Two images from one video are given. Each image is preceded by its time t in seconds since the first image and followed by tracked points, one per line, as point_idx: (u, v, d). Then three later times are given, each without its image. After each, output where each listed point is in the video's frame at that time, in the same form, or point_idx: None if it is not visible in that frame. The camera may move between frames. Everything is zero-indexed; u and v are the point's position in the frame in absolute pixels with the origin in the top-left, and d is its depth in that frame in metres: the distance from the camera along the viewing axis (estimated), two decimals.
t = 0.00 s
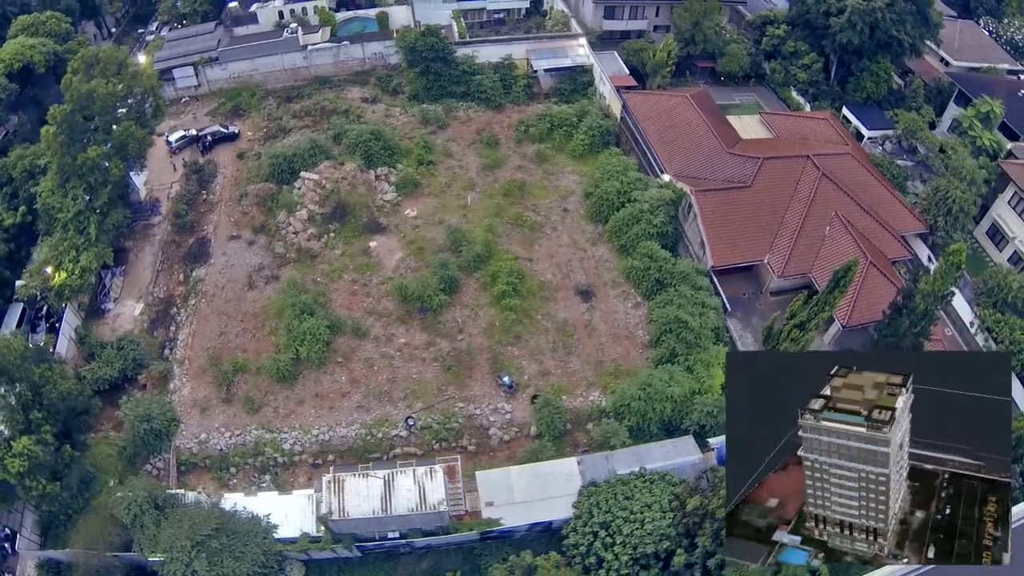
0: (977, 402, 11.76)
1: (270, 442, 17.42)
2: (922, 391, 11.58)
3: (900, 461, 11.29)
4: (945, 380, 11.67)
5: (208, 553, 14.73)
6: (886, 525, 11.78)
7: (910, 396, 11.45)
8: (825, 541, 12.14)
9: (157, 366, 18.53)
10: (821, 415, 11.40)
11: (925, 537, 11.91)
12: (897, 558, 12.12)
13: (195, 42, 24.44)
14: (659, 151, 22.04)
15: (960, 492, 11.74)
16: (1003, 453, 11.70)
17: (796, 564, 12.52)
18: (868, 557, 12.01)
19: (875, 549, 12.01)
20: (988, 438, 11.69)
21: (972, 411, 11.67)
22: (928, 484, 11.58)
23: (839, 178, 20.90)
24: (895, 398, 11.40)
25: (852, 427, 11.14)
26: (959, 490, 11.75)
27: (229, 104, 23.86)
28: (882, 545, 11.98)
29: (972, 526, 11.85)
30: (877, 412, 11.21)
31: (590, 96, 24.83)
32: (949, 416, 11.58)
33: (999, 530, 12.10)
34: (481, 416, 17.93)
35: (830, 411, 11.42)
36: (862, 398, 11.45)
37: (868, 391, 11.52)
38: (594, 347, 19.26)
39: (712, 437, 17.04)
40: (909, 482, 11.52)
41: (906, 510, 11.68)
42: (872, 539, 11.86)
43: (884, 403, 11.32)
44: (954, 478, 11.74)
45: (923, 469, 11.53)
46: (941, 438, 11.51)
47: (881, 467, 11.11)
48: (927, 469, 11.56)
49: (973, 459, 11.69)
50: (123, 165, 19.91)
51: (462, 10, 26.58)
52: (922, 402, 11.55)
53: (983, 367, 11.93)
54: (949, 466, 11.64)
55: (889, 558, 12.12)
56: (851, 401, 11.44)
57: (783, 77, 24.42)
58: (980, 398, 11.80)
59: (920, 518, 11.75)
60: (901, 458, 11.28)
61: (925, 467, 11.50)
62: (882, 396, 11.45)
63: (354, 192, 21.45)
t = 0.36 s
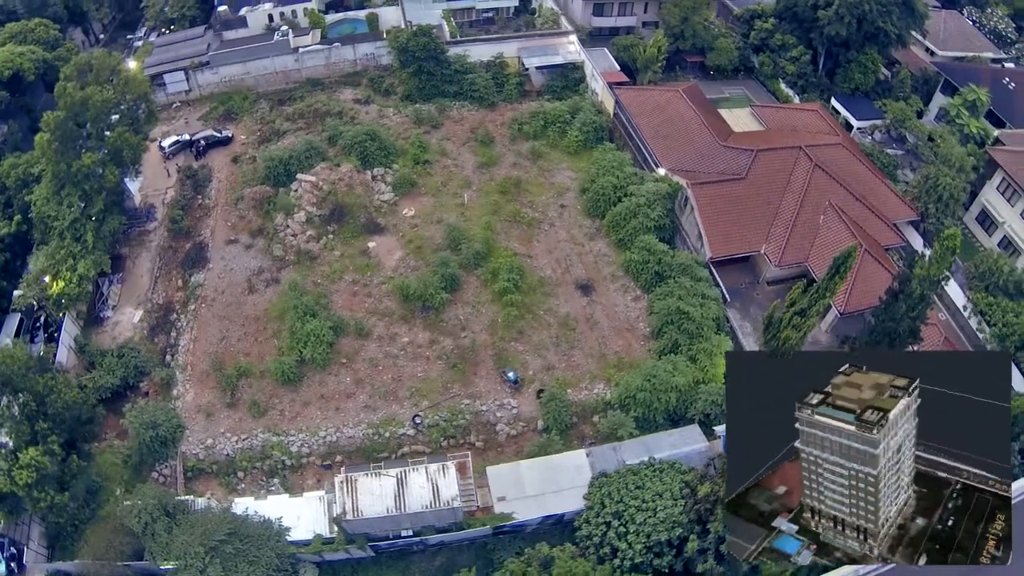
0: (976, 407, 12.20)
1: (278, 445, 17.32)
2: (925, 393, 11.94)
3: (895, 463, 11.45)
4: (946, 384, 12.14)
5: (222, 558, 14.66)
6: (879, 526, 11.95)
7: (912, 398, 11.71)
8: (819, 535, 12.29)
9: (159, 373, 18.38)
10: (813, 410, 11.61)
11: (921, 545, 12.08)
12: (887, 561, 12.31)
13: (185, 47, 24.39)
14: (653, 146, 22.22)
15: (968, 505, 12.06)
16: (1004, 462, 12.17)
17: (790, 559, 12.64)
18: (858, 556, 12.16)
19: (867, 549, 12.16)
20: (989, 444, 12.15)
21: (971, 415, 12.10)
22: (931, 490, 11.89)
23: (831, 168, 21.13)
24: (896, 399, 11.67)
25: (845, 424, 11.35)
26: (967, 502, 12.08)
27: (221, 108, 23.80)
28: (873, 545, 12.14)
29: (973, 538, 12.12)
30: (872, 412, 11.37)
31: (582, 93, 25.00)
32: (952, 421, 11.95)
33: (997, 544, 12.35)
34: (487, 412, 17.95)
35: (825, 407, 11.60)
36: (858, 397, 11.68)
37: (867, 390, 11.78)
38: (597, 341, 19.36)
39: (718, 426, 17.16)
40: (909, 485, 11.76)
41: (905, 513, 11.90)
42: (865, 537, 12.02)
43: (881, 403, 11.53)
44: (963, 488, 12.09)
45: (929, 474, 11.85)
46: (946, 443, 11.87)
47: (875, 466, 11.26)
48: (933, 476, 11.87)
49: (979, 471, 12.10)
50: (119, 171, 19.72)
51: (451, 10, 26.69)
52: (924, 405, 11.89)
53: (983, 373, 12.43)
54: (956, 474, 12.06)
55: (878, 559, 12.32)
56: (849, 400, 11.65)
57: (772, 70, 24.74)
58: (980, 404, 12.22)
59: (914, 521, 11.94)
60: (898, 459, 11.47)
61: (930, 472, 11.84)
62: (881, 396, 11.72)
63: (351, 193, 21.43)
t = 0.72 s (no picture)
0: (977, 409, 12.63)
1: (281, 451, 17.28)
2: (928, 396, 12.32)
3: (890, 465, 11.82)
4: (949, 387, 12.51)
5: (232, 567, 14.65)
6: (873, 527, 12.42)
7: (914, 402, 12.08)
8: (814, 527, 12.74)
9: (157, 384, 18.28)
10: (813, 407, 12.09)
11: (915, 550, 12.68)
12: (875, 562, 12.79)
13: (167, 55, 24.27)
14: (641, 140, 22.47)
15: (973, 518, 12.69)
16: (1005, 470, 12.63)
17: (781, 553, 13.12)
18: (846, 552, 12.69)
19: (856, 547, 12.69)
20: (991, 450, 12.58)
21: (971, 416, 12.53)
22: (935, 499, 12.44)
23: (816, 156, 21.50)
24: (897, 402, 12.02)
25: (840, 422, 11.72)
26: (972, 515, 12.69)
27: (207, 115, 23.69)
28: (863, 545, 12.63)
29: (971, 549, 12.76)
30: (869, 412, 11.72)
31: (567, 90, 25.17)
32: (952, 425, 12.40)
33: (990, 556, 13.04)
34: (489, 409, 18.03)
35: (825, 404, 12.04)
36: (860, 398, 11.99)
37: (870, 391, 12.10)
38: (594, 335, 19.53)
39: (718, 413, 17.43)
40: (910, 492, 12.24)
41: (903, 518, 12.44)
42: (857, 534, 12.47)
43: (880, 403, 11.89)
44: (971, 502, 12.66)
45: (933, 484, 12.39)
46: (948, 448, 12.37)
47: (866, 466, 11.68)
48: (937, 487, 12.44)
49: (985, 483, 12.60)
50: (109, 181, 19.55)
51: (434, 10, 26.77)
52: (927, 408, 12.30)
53: (986, 372, 12.80)
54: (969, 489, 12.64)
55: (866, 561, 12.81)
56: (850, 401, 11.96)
57: (753, 62, 25.18)
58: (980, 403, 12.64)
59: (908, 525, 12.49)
60: (897, 463, 11.93)
61: (942, 479, 12.39)
62: (884, 398, 12.05)
63: (343, 197, 21.44)
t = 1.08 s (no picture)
0: (985, 413, 12.15)
1: (280, 460, 17.27)
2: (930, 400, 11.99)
3: (883, 466, 11.68)
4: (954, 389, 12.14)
5: None
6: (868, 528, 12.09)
7: (918, 406, 11.84)
8: (813, 518, 12.44)
9: (148, 400, 18.20)
10: (810, 399, 12.08)
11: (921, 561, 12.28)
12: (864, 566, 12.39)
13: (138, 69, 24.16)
14: (619, 132, 22.73)
15: (975, 534, 12.11)
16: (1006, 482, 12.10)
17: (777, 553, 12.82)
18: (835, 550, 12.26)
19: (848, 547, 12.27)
20: (996, 460, 12.06)
21: (978, 420, 12.07)
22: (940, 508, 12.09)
23: (791, 141, 21.97)
24: (897, 404, 11.82)
25: (836, 415, 11.76)
26: (977, 532, 12.14)
27: (182, 128, 23.57)
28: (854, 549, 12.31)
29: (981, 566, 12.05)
30: (863, 410, 11.70)
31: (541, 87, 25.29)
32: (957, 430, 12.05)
33: None
34: (484, 406, 18.17)
35: (822, 398, 12.02)
36: (863, 393, 11.89)
37: (869, 390, 11.93)
38: (583, 327, 19.76)
39: (711, 396, 17.77)
40: (909, 496, 12.02)
41: (900, 521, 12.17)
42: (848, 531, 12.18)
43: (877, 402, 11.76)
44: (978, 518, 12.14)
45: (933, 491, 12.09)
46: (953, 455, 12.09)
47: (856, 463, 11.64)
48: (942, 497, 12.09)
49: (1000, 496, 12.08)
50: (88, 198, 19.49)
51: (404, 13, 26.71)
52: (929, 415, 11.98)
53: (988, 373, 12.29)
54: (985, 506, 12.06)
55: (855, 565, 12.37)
56: (852, 396, 11.90)
57: (724, 51, 25.71)
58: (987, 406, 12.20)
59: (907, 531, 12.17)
60: (893, 464, 11.77)
61: (952, 490, 12.12)
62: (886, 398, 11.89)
63: (325, 203, 21.42)
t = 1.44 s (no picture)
0: (985, 424, 11.89)
1: (274, 472, 17.31)
2: (931, 408, 11.50)
3: (877, 466, 11.16)
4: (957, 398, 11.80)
5: None
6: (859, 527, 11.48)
7: (918, 412, 11.37)
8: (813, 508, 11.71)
9: (135, 423, 18.13)
10: (813, 392, 11.65)
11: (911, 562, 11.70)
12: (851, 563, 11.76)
13: (98, 89, 23.81)
14: (586, 124, 23.00)
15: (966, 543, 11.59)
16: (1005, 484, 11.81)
17: (774, 535, 12.32)
18: (825, 544, 11.68)
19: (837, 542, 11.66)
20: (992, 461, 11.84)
21: (977, 430, 11.79)
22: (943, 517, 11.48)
23: (756, 122, 22.47)
24: (897, 403, 11.36)
25: (831, 410, 11.32)
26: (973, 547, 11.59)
27: (147, 146, 23.36)
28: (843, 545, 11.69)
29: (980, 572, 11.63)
30: (858, 409, 11.24)
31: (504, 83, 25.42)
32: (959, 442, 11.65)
33: None
34: (473, 403, 18.36)
35: (823, 392, 11.55)
36: (863, 391, 11.34)
37: (869, 389, 11.37)
38: (564, 318, 20.03)
39: (698, 375, 18.22)
40: (908, 502, 11.42)
41: (896, 525, 11.53)
42: (838, 526, 11.59)
43: (876, 403, 11.27)
44: (980, 537, 11.61)
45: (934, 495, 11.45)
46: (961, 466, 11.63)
47: (843, 459, 11.22)
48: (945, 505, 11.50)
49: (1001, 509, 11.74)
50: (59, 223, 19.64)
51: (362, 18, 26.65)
52: (930, 421, 11.45)
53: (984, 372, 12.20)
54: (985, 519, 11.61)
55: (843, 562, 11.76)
56: (850, 393, 11.39)
57: (683, 38, 26.20)
58: (987, 413, 11.96)
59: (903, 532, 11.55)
60: (888, 468, 11.21)
61: (961, 503, 11.60)
62: (886, 400, 11.40)
63: (298, 212, 21.36)
